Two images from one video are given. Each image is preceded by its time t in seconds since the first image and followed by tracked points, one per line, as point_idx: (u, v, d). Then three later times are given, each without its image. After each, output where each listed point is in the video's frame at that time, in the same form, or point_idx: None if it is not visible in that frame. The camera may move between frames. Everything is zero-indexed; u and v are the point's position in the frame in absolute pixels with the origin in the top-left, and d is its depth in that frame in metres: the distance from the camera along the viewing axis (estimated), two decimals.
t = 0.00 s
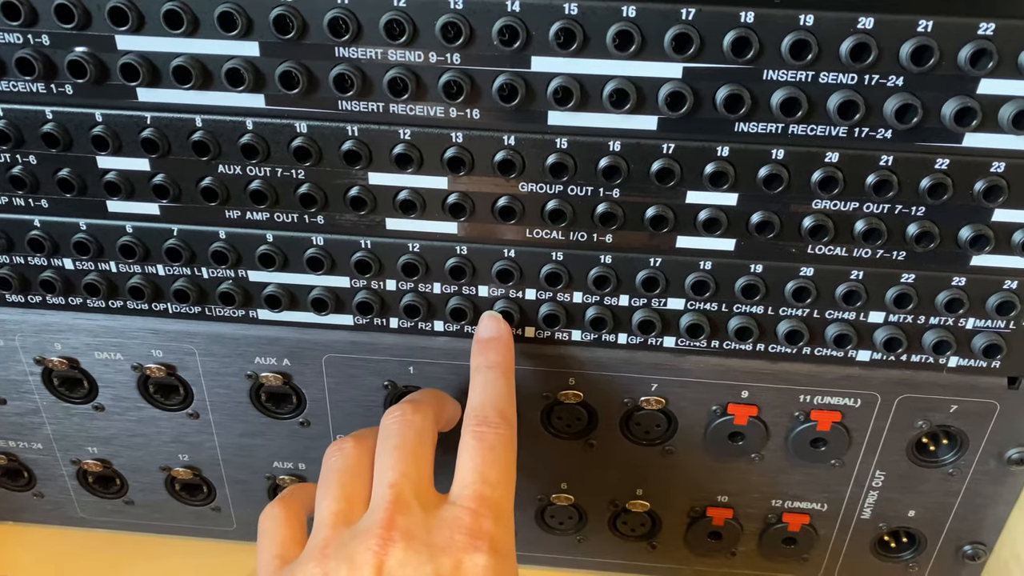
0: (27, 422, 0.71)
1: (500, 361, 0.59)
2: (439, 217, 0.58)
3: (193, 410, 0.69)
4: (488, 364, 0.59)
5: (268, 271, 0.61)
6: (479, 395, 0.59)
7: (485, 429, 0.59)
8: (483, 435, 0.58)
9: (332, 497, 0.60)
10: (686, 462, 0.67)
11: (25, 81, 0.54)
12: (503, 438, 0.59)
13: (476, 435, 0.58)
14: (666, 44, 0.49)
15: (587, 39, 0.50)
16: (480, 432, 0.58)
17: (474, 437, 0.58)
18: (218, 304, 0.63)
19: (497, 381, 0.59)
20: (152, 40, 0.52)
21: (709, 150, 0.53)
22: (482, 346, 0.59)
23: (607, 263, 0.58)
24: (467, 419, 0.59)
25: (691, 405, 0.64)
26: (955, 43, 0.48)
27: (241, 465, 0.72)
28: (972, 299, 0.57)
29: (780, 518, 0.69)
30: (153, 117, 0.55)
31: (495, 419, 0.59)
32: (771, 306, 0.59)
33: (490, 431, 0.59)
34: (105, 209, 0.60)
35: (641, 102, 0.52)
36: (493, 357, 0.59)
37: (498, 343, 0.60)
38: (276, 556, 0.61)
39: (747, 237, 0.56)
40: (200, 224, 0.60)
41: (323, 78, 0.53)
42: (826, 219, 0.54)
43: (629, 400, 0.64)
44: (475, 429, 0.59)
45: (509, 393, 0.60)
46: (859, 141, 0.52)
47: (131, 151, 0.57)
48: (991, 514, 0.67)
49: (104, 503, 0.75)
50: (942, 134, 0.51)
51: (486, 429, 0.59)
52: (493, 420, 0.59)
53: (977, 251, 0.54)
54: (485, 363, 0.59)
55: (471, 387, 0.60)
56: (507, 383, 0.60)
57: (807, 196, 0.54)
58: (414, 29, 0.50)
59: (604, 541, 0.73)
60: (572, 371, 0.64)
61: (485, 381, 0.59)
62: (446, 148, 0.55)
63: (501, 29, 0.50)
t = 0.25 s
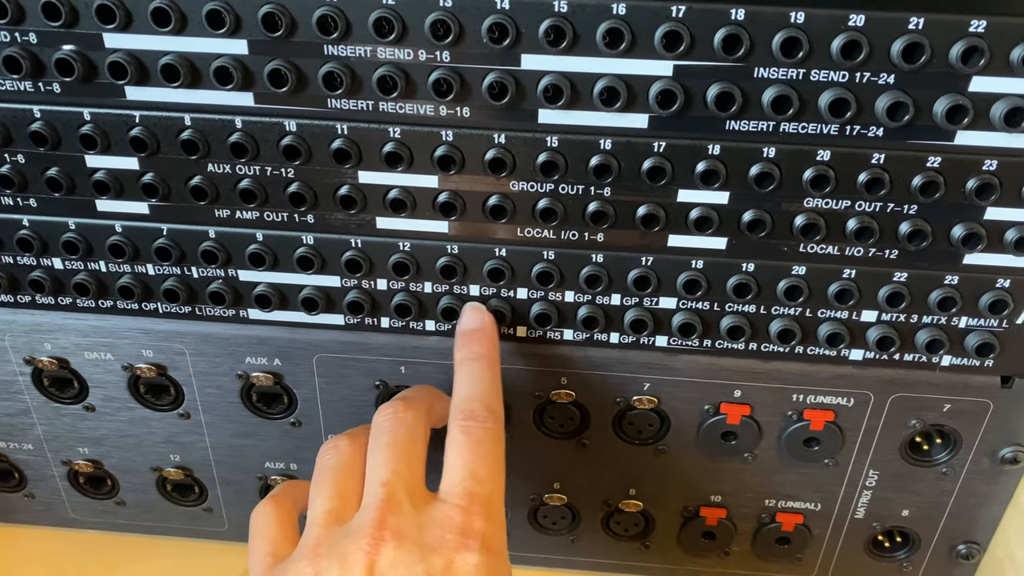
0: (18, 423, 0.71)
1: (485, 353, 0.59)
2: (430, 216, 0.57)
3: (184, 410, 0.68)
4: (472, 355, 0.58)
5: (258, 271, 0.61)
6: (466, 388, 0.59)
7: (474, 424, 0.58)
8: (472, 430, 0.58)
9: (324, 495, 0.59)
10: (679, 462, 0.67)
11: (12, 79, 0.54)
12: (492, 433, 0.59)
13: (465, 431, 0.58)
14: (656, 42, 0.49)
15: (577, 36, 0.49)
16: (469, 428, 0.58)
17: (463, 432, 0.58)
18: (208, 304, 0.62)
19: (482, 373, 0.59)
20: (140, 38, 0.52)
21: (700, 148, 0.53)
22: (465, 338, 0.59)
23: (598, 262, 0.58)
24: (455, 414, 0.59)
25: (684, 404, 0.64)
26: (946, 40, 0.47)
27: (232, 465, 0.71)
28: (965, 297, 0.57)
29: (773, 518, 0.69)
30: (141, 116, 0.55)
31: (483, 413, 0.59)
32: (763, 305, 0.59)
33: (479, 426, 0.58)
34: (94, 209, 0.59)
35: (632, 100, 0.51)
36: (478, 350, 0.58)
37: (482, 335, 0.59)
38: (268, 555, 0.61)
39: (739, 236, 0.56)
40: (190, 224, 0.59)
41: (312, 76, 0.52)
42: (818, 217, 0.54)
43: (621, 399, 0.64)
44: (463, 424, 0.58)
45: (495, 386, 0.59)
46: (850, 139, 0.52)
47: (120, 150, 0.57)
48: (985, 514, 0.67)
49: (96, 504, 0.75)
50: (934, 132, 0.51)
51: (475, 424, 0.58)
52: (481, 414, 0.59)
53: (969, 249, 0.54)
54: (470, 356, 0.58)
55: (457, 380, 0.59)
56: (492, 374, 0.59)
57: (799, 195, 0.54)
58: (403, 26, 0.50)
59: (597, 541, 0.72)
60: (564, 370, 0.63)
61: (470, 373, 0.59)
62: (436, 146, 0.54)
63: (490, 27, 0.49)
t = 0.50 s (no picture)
0: (11, 422, 0.70)
1: (450, 341, 0.58)
2: (424, 214, 0.57)
3: (178, 409, 0.68)
4: (437, 345, 0.58)
5: (252, 269, 0.60)
6: (431, 378, 0.58)
7: (442, 413, 0.58)
8: (439, 419, 0.58)
9: (294, 488, 0.59)
10: (675, 461, 0.66)
11: (3, 77, 0.54)
12: (459, 422, 0.58)
13: (433, 421, 0.58)
14: (651, 38, 0.49)
15: (572, 33, 0.49)
16: (437, 417, 0.58)
17: (430, 422, 0.58)
18: (202, 302, 0.62)
19: (448, 362, 0.58)
20: (132, 35, 0.52)
21: (696, 145, 0.53)
22: (429, 327, 0.58)
23: (594, 260, 0.58)
24: (422, 404, 0.58)
25: (680, 403, 0.64)
26: (943, 37, 0.47)
27: (227, 465, 0.71)
28: (962, 295, 0.57)
29: (770, 517, 0.69)
30: (134, 113, 0.55)
31: (450, 402, 0.58)
32: (759, 304, 0.58)
33: (446, 415, 0.58)
34: (87, 207, 0.59)
35: (627, 98, 0.51)
36: (443, 339, 0.58)
37: (446, 324, 0.59)
38: (235, 548, 0.60)
39: (735, 234, 0.56)
40: (183, 222, 0.59)
41: (305, 73, 0.52)
42: (814, 215, 0.54)
43: (617, 398, 0.64)
44: (431, 413, 0.58)
45: (462, 374, 0.59)
46: (846, 136, 0.51)
47: (113, 148, 0.56)
48: (982, 512, 0.66)
49: (90, 504, 0.75)
50: (930, 129, 0.51)
51: (441, 413, 0.58)
52: (448, 403, 0.58)
53: (966, 247, 0.54)
54: (434, 345, 0.58)
55: (421, 370, 0.59)
56: (459, 363, 0.59)
57: (795, 192, 0.54)
58: (397, 23, 0.50)
59: (593, 541, 0.72)
60: (560, 369, 0.63)
61: (435, 362, 0.58)
62: (430, 144, 0.54)
63: (485, 24, 0.49)
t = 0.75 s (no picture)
0: (16, 426, 0.70)
1: (376, 345, 0.59)
2: (430, 218, 0.57)
3: (183, 413, 0.68)
4: (365, 347, 0.59)
5: (258, 273, 0.60)
6: (360, 380, 0.59)
7: (369, 416, 0.59)
8: (366, 421, 0.59)
9: (215, 491, 0.59)
10: (679, 464, 0.67)
11: (10, 82, 0.54)
12: (386, 425, 0.59)
13: (361, 423, 0.59)
14: (656, 44, 0.49)
15: (578, 39, 0.49)
16: (363, 419, 0.59)
17: (357, 424, 0.59)
18: (208, 306, 0.62)
19: (375, 365, 0.59)
20: (139, 40, 0.52)
21: (700, 150, 0.53)
22: (356, 330, 0.59)
23: (598, 264, 0.58)
24: (348, 407, 0.59)
25: (684, 406, 0.64)
26: (947, 43, 0.47)
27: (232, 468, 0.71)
28: (965, 299, 0.57)
29: (773, 519, 0.69)
30: (140, 118, 0.55)
31: (377, 405, 0.59)
32: (763, 307, 0.59)
33: (374, 417, 0.59)
34: (93, 211, 0.59)
35: (632, 103, 0.51)
36: (369, 342, 0.59)
37: (373, 327, 0.60)
38: (153, 551, 0.60)
39: (740, 238, 0.56)
40: (189, 226, 0.59)
41: (311, 78, 0.52)
42: (818, 220, 0.54)
43: (621, 402, 0.64)
44: (359, 416, 0.59)
45: (390, 377, 0.60)
46: (851, 141, 0.52)
47: (119, 152, 0.56)
48: (985, 515, 0.67)
49: (95, 507, 0.75)
50: (934, 134, 0.51)
51: (370, 416, 0.59)
52: (375, 406, 0.59)
53: (969, 251, 0.54)
54: (361, 348, 0.59)
55: (350, 373, 0.60)
56: (387, 366, 0.60)
57: (799, 197, 0.54)
58: (403, 28, 0.50)
59: (597, 544, 0.72)
60: (564, 372, 0.63)
61: (362, 364, 0.59)
62: (436, 149, 0.54)
63: (490, 29, 0.49)
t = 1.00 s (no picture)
0: (35, 427, 0.70)
1: (379, 342, 0.59)
2: (455, 217, 0.57)
3: (203, 413, 0.68)
4: (369, 345, 0.58)
5: (281, 273, 0.60)
6: (363, 377, 0.59)
7: (373, 413, 0.58)
8: (370, 418, 0.58)
9: (216, 487, 0.58)
10: (701, 464, 0.66)
11: (34, 81, 0.54)
12: (391, 421, 0.59)
13: (365, 420, 0.58)
14: (687, 42, 0.49)
15: (608, 36, 0.49)
16: (366, 416, 0.58)
17: (361, 421, 0.58)
18: (230, 306, 0.62)
19: (379, 362, 0.59)
20: (165, 38, 0.52)
21: (730, 148, 0.52)
22: (361, 328, 0.59)
23: (624, 264, 0.58)
24: (351, 404, 0.59)
25: (708, 407, 0.63)
26: (980, 40, 0.47)
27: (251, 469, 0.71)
28: (993, 298, 0.56)
29: (795, 520, 0.69)
30: (164, 117, 0.55)
31: (381, 402, 0.59)
32: (790, 307, 0.58)
33: (377, 414, 0.58)
34: (116, 211, 0.59)
35: (662, 101, 0.51)
36: (373, 339, 0.58)
37: (378, 324, 0.59)
38: (154, 547, 0.59)
39: (768, 237, 0.56)
40: (213, 226, 0.59)
41: (338, 77, 0.52)
42: (847, 218, 0.54)
43: (645, 402, 0.64)
44: (362, 412, 0.58)
45: (393, 374, 0.60)
46: (881, 139, 0.51)
47: (143, 151, 0.56)
48: (1009, 515, 0.66)
49: (113, 508, 0.74)
50: (966, 132, 0.50)
51: (374, 412, 0.58)
52: (379, 403, 0.59)
53: (998, 250, 0.54)
54: (365, 346, 0.58)
55: (353, 370, 0.59)
56: (391, 363, 0.59)
57: (828, 195, 0.54)
58: (433, 26, 0.50)
59: (618, 545, 0.72)
60: (587, 372, 0.63)
61: (366, 362, 0.58)
62: (462, 148, 0.54)
63: (520, 27, 0.49)
